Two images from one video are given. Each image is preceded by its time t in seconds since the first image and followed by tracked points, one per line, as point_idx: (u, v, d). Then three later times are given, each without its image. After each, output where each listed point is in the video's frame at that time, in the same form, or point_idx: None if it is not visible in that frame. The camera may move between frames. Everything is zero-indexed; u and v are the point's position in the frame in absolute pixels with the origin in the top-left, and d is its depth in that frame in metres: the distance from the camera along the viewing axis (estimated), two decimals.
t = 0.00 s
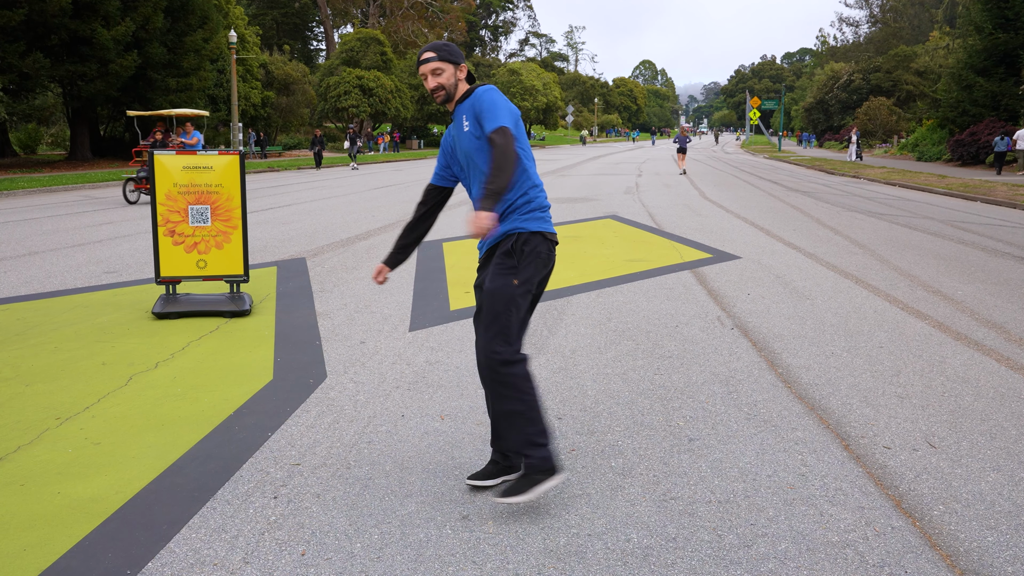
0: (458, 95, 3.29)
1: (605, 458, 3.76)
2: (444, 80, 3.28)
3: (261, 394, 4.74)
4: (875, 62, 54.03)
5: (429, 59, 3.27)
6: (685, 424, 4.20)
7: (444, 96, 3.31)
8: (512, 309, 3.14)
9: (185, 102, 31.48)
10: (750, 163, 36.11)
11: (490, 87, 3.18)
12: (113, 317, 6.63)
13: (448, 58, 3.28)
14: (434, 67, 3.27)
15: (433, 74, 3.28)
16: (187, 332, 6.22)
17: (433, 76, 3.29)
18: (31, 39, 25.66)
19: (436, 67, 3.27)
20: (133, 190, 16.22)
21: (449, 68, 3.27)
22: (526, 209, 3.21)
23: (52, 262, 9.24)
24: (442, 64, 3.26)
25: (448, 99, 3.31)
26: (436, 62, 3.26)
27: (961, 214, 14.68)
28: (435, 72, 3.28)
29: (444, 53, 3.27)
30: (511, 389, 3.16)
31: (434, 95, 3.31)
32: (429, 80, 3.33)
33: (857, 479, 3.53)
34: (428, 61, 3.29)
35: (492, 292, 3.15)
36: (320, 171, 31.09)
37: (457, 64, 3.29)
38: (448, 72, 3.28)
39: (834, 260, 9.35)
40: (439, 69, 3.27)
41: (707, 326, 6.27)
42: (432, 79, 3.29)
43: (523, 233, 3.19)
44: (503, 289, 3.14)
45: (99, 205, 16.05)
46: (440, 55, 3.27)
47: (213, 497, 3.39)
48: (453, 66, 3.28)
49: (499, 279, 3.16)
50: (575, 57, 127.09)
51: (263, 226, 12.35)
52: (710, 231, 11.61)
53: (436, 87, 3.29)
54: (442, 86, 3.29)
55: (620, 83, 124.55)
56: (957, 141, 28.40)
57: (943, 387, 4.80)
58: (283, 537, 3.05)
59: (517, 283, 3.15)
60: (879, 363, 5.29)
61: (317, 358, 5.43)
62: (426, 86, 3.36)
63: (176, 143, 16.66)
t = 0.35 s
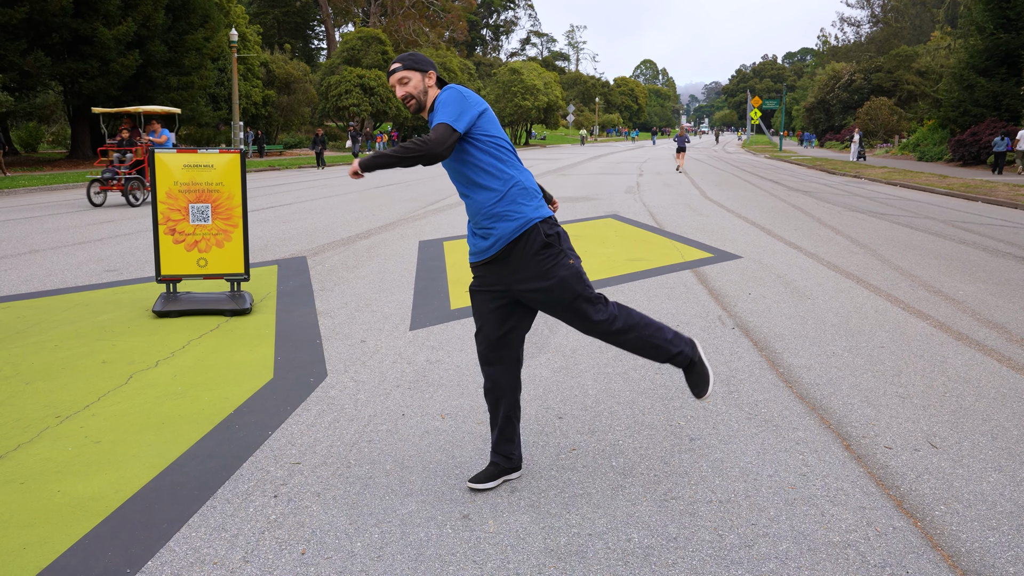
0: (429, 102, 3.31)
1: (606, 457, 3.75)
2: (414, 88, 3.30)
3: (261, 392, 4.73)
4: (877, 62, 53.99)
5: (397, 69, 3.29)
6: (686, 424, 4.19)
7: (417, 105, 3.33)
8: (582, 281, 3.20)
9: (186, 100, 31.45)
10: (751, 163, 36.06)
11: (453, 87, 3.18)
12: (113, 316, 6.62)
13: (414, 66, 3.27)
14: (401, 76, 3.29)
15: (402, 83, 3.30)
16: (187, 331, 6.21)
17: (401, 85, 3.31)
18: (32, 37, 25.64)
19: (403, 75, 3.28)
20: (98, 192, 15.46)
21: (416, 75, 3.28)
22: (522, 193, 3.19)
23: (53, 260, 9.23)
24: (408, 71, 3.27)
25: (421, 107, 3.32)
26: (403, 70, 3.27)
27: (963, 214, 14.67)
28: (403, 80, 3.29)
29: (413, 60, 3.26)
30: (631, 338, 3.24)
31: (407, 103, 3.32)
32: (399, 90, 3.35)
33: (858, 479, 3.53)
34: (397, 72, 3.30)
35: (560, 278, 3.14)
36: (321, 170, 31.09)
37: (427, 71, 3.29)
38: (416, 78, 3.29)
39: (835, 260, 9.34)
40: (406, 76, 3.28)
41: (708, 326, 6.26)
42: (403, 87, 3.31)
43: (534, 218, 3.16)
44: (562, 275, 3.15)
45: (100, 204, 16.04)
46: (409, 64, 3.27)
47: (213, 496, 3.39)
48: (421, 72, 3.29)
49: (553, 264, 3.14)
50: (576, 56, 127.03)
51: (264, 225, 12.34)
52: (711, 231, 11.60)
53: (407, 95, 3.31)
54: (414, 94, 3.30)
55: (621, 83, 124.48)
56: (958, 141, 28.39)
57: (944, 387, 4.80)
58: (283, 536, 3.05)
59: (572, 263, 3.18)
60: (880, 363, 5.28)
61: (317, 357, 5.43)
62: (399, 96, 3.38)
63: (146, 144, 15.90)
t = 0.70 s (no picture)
0: (436, 107, 3.24)
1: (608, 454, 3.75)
2: (420, 91, 3.22)
3: (262, 390, 4.73)
4: (879, 59, 53.86)
5: (402, 72, 3.20)
6: (688, 421, 4.18)
7: (421, 109, 3.26)
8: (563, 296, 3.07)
9: (186, 96, 31.41)
10: (752, 159, 36.05)
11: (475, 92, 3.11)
12: (114, 313, 6.61)
13: (421, 70, 3.22)
14: (408, 79, 3.21)
15: (407, 87, 3.21)
16: (189, 328, 6.20)
17: (407, 88, 3.22)
18: (33, 34, 25.64)
19: (410, 79, 3.20)
20: (60, 192, 14.52)
21: (422, 79, 3.21)
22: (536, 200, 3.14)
23: (54, 258, 9.23)
24: (416, 74, 3.20)
25: (426, 112, 3.25)
26: (410, 72, 3.20)
27: (966, 210, 14.64)
28: (409, 84, 3.22)
29: (418, 64, 3.20)
30: (588, 376, 3.09)
31: (412, 107, 3.24)
32: (403, 93, 3.26)
33: (860, 476, 3.52)
34: (401, 74, 3.22)
35: (542, 285, 3.03)
36: (322, 167, 31.10)
37: (431, 76, 3.24)
38: (421, 82, 3.22)
39: (837, 256, 9.33)
40: (414, 80, 3.21)
41: (710, 323, 6.25)
42: (408, 90, 3.22)
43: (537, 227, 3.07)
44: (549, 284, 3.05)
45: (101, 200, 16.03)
46: (413, 67, 3.20)
47: (214, 493, 3.38)
48: (427, 77, 3.23)
49: (541, 270, 3.04)
50: (578, 53, 126.80)
51: (265, 222, 12.34)
52: (712, 227, 11.59)
53: (412, 99, 3.23)
54: (417, 98, 3.23)
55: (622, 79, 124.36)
56: (960, 138, 28.30)
57: (947, 384, 4.79)
58: (285, 533, 3.04)
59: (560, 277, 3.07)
60: (883, 360, 5.27)
61: (319, 354, 5.43)
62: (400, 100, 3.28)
63: (111, 141, 14.96)
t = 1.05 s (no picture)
0: (471, 75, 3.32)
1: (610, 452, 3.74)
2: (461, 56, 3.28)
3: (264, 387, 4.72)
4: (881, 56, 53.67)
5: (446, 34, 3.24)
6: (690, 419, 4.17)
7: (460, 71, 3.30)
8: (497, 233, 3.19)
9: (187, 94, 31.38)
10: (754, 157, 35.93)
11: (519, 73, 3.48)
12: (116, 310, 6.61)
13: (463, 33, 3.28)
14: (450, 42, 3.25)
15: (450, 49, 3.26)
16: (190, 325, 6.20)
17: (450, 51, 3.27)
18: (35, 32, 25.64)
19: (452, 41, 3.25)
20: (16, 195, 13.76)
21: (463, 43, 3.28)
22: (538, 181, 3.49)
23: (56, 255, 9.23)
24: (459, 37, 3.26)
25: (464, 76, 3.31)
26: (454, 34, 3.25)
27: (967, 208, 14.62)
28: (452, 47, 3.27)
29: (463, 28, 3.28)
30: (455, 275, 3.07)
31: (453, 71, 3.29)
32: (443, 56, 3.29)
33: (863, 474, 3.51)
34: (442, 35, 3.25)
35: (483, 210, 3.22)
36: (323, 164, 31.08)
37: (471, 40, 3.31)
38: (463, 46, 3.28)
39: (840, 254, 9.30)
40: (456, 43, 3.26)
41: (712, 320, 6.24)
42: (448, 54, 3.27)
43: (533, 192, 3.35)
44: (498, 219, 3.21)
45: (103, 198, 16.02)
46: (456, 29, 3.25)
47: (216, 491, 3.38)
48: (468, 41, 3.29)
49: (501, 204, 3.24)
50: (580, 50, 126.53)
51: (266, 219, 12.33)
52: (714, 225, 11.56)
53: (454, 62, 3.28)
54: (458, 62, 3.28)
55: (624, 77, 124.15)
56: (963, 136, 28.24)
57: (950, 382, 4.78)
58: (286, 531, 3.04)
59: (509, 220, 3.23)
60: (886, 358, 5.26)
61: (320, 351, 5.42)
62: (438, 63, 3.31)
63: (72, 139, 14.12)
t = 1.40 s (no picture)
0: (483, 80, 3.41)
1: (610, 452, 3.73)
2: (475, 59, 3.35)
3: (263, 386, 4.72)
4: (882, 54, 53.61)
5: (465, 35, 3.31)
6: (691, 418, 4.16)
7: (472, 72, 3.35)
8: (495, 238, 3.28)
9: (188, 92, 31.38)
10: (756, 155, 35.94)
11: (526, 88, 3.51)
12: (116, 309, 6.61)
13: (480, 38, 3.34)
14: (467, 44, 3.33)
15: (467, 51, 3.33)
16: (190, 324, 6.19)
17: (466, 54, 3.34)
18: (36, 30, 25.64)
19: (469, 45, 3.33)
20: None
21: (478, 48, 3.35)
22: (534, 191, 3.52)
23: (56, 253, 9.23)
24: (475, 42, 3.33)
25: (477, 77, 3.36)
26: (471, 39, 3.32)
27: (968, 206, 14.61)
28: (468, 50, 3.34)
29: (479, 32, 3.33)
30: (459, 289, 3.19)
31: (464, 71, 3.34)
32: (458, 57, 3.36)
33: (865, 473, 3.50)
34: (461, 38, 3.33)
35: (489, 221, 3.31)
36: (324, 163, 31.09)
37: (485, 45, 3.39)
38: (478, 51, 3.35)
39: (841, 252, 9.31)
40: (473, 47, 3.33)
41: (713, 319, 6.23)
42: (464, 56, 3.34)
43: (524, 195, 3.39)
44: (495, 224, 3.29)
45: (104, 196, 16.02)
46: (474, 33, 3.32)
47: (215, 490, 3.38)
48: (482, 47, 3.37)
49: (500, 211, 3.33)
50: (581, 48, 126.45)
51: (267, 217, 12.33)
52: (715, 223, 11.56)
53: (468, 64, 3.34)
54: (472, 64, 3.34)
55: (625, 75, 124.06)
56: (964, 134, 28.26)
57: (951, 381, 4.78)
58: (286, 530, 3.03)
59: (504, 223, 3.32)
60: (887, 357, 5.25)
61: (320, 350, 5.41)
62: (454, 63, 3.37)
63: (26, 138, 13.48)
